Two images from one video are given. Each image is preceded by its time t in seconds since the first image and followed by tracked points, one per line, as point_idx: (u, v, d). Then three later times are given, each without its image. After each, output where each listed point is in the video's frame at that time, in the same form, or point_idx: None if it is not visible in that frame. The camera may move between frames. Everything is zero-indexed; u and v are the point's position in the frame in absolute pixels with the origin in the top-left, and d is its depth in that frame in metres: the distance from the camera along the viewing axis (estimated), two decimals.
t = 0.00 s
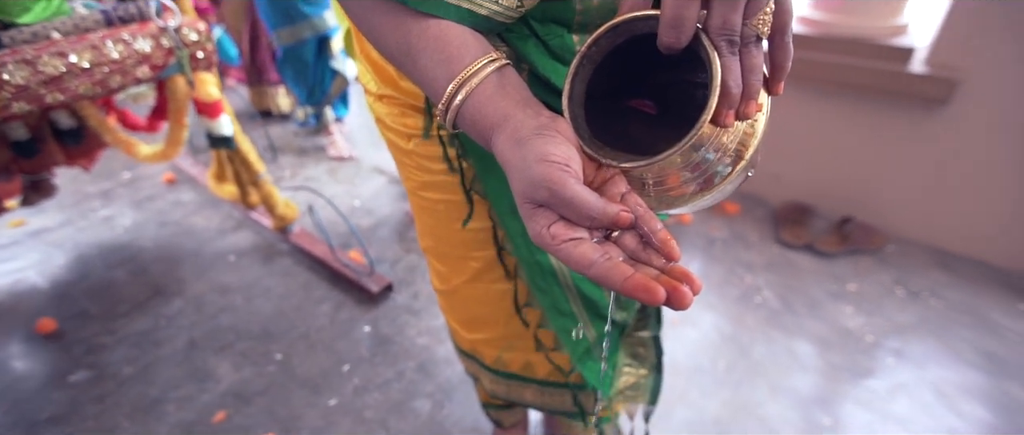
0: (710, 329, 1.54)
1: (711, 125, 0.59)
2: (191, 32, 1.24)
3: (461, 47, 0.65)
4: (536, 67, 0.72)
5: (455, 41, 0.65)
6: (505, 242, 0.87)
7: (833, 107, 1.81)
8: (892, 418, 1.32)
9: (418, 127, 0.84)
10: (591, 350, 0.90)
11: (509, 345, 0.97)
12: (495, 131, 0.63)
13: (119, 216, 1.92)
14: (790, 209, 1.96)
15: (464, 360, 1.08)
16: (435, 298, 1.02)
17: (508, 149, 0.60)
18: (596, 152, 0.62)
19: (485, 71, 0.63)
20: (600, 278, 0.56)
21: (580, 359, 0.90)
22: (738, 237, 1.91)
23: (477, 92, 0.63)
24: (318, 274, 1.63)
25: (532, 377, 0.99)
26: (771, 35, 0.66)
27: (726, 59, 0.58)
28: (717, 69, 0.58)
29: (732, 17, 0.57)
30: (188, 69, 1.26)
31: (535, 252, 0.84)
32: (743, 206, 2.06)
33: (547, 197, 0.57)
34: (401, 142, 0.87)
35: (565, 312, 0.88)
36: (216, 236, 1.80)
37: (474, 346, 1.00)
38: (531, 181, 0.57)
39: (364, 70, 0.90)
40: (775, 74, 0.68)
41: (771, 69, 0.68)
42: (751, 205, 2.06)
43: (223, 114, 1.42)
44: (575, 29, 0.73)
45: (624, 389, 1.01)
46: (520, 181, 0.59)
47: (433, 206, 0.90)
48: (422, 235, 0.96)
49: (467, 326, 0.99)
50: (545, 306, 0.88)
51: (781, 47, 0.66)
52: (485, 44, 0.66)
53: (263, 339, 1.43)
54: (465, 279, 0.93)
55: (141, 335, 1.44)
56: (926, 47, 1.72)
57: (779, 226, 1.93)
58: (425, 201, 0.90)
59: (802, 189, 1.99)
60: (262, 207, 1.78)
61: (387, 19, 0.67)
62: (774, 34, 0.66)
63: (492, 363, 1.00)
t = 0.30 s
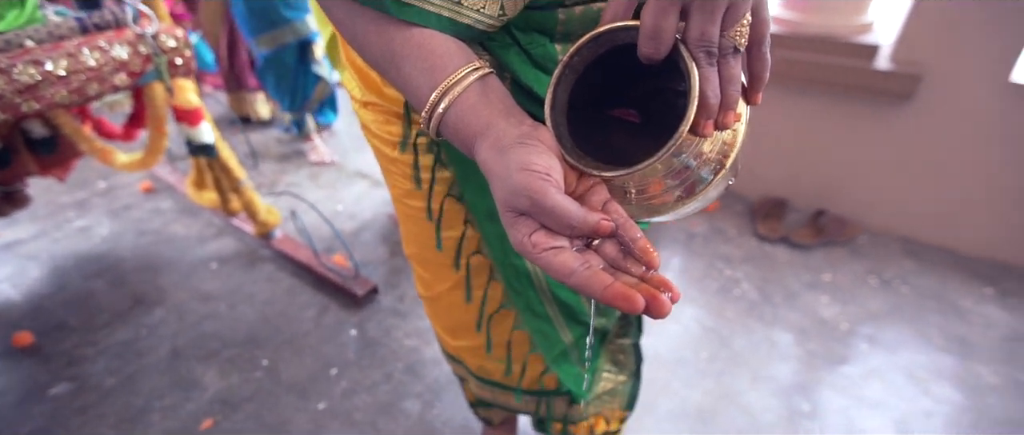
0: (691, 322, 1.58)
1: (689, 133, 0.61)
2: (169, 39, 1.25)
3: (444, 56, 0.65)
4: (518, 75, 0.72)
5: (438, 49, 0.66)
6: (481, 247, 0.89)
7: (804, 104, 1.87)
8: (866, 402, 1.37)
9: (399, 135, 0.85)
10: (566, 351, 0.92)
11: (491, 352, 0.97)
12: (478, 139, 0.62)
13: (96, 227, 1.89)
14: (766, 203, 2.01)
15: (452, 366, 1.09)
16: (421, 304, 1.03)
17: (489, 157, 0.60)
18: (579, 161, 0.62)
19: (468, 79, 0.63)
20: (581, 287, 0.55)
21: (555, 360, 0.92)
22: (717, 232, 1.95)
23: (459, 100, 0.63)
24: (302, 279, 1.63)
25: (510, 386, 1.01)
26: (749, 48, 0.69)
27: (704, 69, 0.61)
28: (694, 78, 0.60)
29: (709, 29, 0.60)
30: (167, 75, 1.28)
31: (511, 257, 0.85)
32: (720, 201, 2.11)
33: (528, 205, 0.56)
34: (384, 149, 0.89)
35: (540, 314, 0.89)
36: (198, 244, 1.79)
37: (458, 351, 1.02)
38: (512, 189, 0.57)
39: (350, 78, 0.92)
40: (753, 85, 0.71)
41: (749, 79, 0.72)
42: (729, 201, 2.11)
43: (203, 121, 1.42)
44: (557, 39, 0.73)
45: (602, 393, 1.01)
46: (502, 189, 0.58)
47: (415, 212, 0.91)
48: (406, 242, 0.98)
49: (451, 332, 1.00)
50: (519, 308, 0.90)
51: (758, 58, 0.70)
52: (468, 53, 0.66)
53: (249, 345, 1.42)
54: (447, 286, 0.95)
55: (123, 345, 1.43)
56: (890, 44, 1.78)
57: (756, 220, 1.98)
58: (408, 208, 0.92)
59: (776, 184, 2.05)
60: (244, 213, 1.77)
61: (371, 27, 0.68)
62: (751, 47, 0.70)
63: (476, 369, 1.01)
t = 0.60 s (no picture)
0: (672, 311, 1.62)
1: (677, 141, 0.58)
2: (140, 45, 1.24)
3: (432, 61, 0.64)
4: (508, 80, 0.72)
5: (426, 55, 0.64)
6: (470, 251, 0.89)
7: (775, 97, 1.93)
8: (840, 380, 1.43)
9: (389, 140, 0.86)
10: (554, 355, 0.92)
11: (482, 355, 0.98)
12: (466, 146, 0.61)
13: (66, 239, 1.84)
14: (740, 194, 2.07)
15: (444, 368, 1.09)
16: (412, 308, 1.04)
17: (477, 164, 0.59)
18: (569, 168, 0.60)
19: (456, 85, 0.62)
20: (569, 296, 0.55)
21: (545, 362, 0.92)
22: (694, 223, 2.00)
23: (448, 106, 0.62)
24: (285, 285, 1.62)
25: (501, 387, 1.02)
26: (738, 56, 0.65)
27: (692, 76, 0.58)
28: (683, 85, 0.57)
29: (697, 36, 0.57)
30: (140, 82, 1.26)
31: (499, 263, 0.87)
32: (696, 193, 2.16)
33: (516, 213, 0.55)
34: (376, 154, 0.89)
35: (529, 318, 0.90)
36: (176, 253, 1.76)
37: (449, 355, 1.02)
38: (500, 196, 0.56)
39: (342, 82, 0.93)
40: (743, 93, 0.67)
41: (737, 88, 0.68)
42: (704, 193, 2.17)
43: (175, 128, 1.41)
44: (547, 44, 0.73)
45: (590, 397, 1.04)
46: (489, 196, 0.57)
47: (406, 217, 0.91)
48: (397, 246, 0.98)
49: (442, 336, 1.01)
50: (509, 312, 0.90)
51: (744, 65, 0.66)
52: (456, 59, 0.65)
53: (232, 352, 1.41)
54: (438, 290, 0.95)
55: (101, 358, 1.40)
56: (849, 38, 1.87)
57: (730, 210, 2.03)
58: (399, 213, 0.92)
59: (749, 175, 2.11)
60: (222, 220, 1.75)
61: (359, 30, 0.66)
62: (738, 54, 0.66)
63: (467, 372, 1.02)
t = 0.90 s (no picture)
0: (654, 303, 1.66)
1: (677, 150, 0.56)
2: (116, 55, 1.23)
3: (430, 69, 0.64)
4: (507, 86, 0.70)
5: (424, 63, 0.64)
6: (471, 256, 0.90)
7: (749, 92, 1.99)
8: (818, 363, 1.48)
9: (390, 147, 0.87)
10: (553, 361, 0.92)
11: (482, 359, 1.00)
12: (464, 156, 0.61)
13: (40, 254, 1.80)
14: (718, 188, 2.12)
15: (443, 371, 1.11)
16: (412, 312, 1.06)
17: (474, 174, 0.59)
18: (565, 178, 0.59)
19: (454, 94, 0.62)
20: (567, 310, 0.55)
21: (543, 368, 0.93)
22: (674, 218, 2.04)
23: (445, 114, 0.62)
24: (270, 292, 1.61)
25: (501, 390, 1.04)
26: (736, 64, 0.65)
27: (691, 85, 0.57)
28: (682, 93, 0.56)
29: (696, 44, 0.56)
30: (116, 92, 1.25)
31: (499, 268, 0.87)
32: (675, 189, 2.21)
33: (513, 225, 0.55)
34: (377, 160, 0.90)
35: (528, 324, 0.91)
36: (157, 264, 1.74)
37: (450, 358, 1.04)
38: (497, 209, 0.56)
39: (343, 89, 0.94)
40: (743, 101, 0.66)
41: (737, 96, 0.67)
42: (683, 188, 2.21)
43: (150, 139, 1.39)
44: (548, 50, 0.71)
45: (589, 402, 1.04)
46: (487, 208, 0.57)
47: (406, 223, 0.92)
48: (398, 251, 0.99)
49: (442, 340, 1.03)
50: (508, 317, 0.91)
51: (744, 72, 0.65)
52: (454, 67, 0.65)
53: (219, 361, 1.40)
54: (439, 296, 0.96)
55: (83, 373, 1.38)
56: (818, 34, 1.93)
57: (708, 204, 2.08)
58: (400, 219, 0.93)
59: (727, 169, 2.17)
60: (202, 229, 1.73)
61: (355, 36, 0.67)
62: (738, 62, 0.65)
63: (467, 375, 1.04)
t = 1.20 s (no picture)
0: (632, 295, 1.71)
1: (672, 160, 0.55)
2: (83, 64, 1.21)
3: (425, 75, 0.65)
4: (508, 92, 0.70)
5: (420, 68, 0.66)
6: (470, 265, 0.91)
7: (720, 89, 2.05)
8: (790, 346, 1.54)
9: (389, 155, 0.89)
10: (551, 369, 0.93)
11: (479, 368, 1.00)
12: (458, 164, 0.62)
13: (6, 271, 1.75)
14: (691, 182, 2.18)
15: (439, 381, 1.10)
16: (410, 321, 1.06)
17: (468, 184, 0.60)
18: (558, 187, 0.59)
19: (449, 102, 0.63)
20: (558, 323, 0.56)
21: (542, 375, 0.94)
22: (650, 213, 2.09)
23: (439, 122, 0.63)
24: (251, 301, 1.59)
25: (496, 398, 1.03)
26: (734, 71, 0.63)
27: (688, 94, 0.55)
28: (678, 102, 0.54)
29: (692, 52, 0.55)
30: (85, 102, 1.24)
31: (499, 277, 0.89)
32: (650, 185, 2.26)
33: (505, 237, 0.56)
34: (377, 168, 0.91)
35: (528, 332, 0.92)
36: (131, 277, 1.70)
37: (448, 367, 1.04)
38: (490, 220, 0.57)
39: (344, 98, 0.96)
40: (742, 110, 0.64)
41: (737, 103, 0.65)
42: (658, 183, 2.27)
43: (118, 150, 1.37)
44: (549, 56, 0.72)
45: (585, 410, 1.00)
46: (480, 218, 0.58)
47: (405, 232, 0.93)
48: (397, 260, 1.00)
49: (440, 348, 1.03)
50: (507, 326, 0.93)
51: (742, 79, 0.63)
52: (449, 73, 0.66)
53: (199, 372, 1.38)
54: (438, 305, 0.97)
55: (58, 390, 1.35)
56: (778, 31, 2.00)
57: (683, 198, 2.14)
58: (399, 227, 0.94)
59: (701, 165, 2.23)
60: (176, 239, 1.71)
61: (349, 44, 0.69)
62: (735, 69, 0.63)
63: (466, 383, 1.03)
